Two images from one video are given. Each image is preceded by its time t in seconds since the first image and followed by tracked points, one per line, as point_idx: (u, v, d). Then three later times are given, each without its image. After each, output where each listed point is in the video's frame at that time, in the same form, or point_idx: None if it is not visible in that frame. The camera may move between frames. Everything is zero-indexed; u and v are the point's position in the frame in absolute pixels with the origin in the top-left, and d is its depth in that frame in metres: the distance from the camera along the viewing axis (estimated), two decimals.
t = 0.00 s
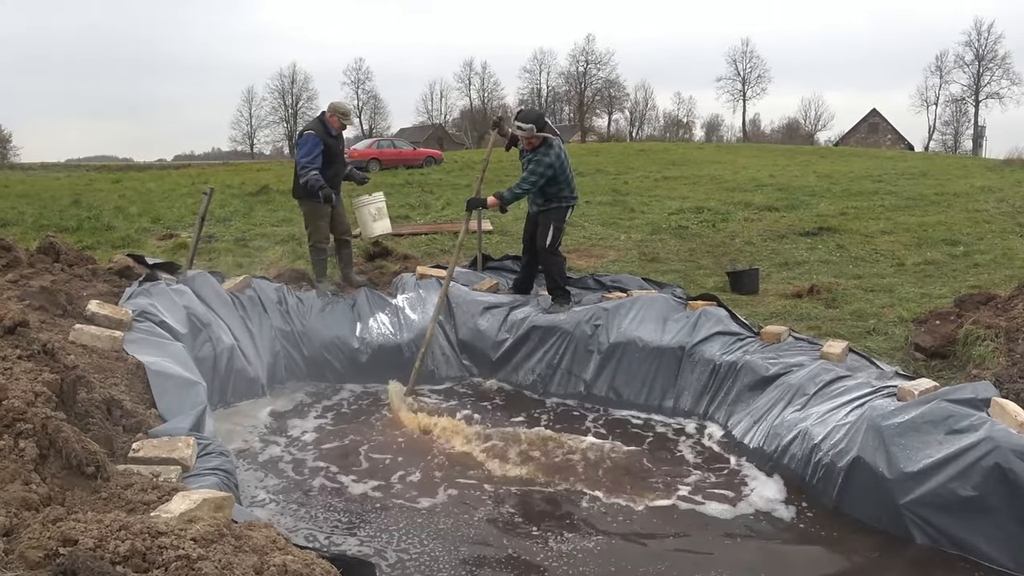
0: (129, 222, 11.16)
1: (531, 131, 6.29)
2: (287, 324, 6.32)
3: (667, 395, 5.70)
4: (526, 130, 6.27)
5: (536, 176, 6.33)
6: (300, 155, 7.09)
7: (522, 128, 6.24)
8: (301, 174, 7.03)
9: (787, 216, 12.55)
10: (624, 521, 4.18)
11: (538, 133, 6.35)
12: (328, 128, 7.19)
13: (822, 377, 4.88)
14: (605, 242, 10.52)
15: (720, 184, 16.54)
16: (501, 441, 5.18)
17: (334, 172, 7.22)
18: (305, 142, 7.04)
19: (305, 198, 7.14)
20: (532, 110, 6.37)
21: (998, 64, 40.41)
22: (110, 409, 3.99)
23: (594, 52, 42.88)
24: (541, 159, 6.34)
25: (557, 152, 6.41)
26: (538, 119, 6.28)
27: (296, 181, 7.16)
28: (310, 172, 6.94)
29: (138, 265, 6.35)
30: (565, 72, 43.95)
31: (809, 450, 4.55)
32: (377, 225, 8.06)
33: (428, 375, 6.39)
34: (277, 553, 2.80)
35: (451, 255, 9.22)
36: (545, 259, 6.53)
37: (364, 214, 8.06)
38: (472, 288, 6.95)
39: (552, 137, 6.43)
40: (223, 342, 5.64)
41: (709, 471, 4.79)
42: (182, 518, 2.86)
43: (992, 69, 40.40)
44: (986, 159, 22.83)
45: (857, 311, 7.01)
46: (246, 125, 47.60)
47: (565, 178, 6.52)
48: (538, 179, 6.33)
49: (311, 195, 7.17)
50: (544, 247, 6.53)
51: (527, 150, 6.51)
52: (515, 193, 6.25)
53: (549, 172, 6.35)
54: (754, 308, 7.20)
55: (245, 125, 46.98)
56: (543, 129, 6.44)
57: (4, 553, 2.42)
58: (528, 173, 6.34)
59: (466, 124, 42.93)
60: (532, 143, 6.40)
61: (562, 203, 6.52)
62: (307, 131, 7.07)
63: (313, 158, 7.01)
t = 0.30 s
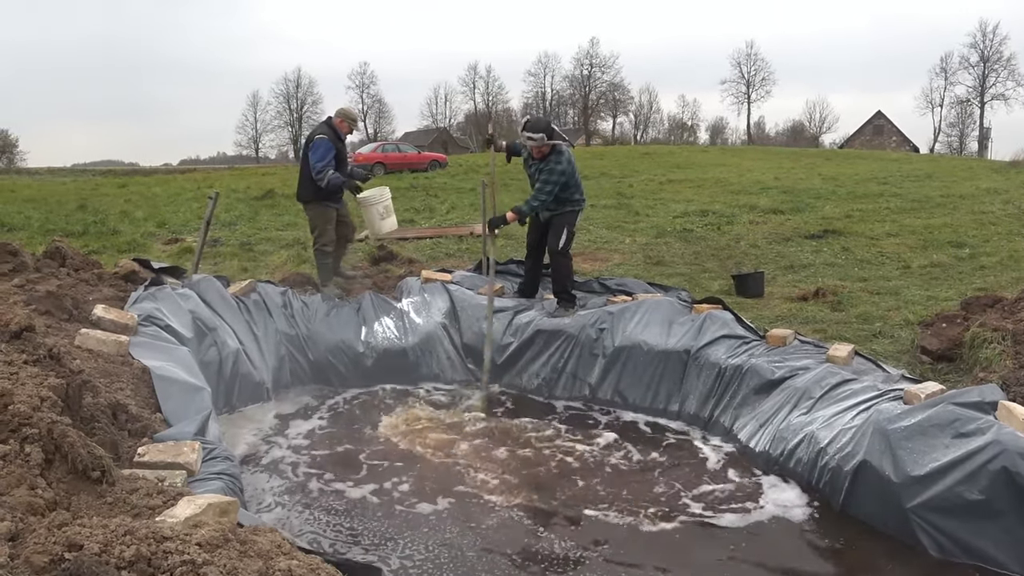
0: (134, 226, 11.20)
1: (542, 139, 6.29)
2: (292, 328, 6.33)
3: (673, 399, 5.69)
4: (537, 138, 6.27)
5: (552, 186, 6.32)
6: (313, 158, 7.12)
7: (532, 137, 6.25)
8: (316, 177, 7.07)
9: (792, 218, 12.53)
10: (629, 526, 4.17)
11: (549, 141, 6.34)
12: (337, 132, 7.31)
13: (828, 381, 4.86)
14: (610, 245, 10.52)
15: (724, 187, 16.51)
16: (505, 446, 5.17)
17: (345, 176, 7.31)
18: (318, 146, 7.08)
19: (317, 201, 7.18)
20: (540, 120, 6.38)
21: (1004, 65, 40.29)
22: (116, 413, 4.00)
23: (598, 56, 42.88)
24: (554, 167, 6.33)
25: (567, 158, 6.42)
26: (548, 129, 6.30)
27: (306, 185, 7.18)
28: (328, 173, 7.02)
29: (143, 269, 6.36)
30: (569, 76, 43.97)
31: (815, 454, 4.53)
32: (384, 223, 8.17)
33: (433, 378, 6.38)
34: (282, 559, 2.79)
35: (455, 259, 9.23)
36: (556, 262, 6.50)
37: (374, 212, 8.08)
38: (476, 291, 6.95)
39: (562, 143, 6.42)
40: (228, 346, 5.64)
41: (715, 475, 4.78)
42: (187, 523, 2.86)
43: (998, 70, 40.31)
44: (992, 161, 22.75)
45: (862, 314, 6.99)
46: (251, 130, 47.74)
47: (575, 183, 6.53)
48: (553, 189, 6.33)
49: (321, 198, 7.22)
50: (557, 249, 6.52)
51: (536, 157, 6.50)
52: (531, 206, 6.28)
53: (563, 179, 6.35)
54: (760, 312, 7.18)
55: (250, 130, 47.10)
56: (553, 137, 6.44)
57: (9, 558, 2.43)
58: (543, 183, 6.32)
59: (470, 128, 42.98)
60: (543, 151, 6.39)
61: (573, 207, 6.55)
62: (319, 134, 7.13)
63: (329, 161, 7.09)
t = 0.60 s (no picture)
0: (136, 233, 11.21)
1: (545, 139, 6.33)
2: (294, 335, 6.33)
3: (674, 403, 5.68)
4: (542, 138, 6.30)
5: (568, 185, 6.33)
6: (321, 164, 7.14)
7: (536, 137, 6.27)
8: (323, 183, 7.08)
9: (793, 222, 12.53)
10: (633, 530, 4.16)
11: (552, 140, 6.38)
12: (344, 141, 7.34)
13: (830, 384, 4.86)
14: (610, 250, 10.52)
15: (725, 191, 16.52)
16: (508, 451, 5.17)
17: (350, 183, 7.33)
18: (328, 153, 7.10)
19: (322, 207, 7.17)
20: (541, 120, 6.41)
21: (1003, 67, 40.32)
22: (117, 420, 4.01)
23: (598, 61, 42.97)
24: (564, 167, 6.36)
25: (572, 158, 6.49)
26: (551, 128, 6.32)
27: (311, 190, 7.17)
28: (336, 180, 7.04)
29: (144, 276, 6.36)
30: (569, 81, 44.06)
31: (818, 458, 4.52)
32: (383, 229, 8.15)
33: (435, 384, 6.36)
34: (284, 565, 2.79)
35: (457, 264, 9.23)
36: (562, 266, 6.49)
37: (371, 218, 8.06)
38: (478, 297, 6.95)
39: (564, 143, 6.48)
40: (229, 352, 5.63)
41: (717, 480, 4.77)
42: (188, 530, 2.86)
43: (998, 73, 40.33)
44: (992, 163, 22.75)
45: (864, 317, 6.98)
46: (252, 136, 47.83)
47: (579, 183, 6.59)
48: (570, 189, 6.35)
49: (324, 204, 7.21)
50: (565, 254, 6.53)
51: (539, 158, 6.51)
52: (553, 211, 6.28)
53: (573, 177, 6.41)
54: (761, 316, 7.17)
55: (251, 136, 47.19)
56: (555, 136, 6.48)
57: (11, 566, 2.42)
58: (559, 184, 6.33)
59: (471, 134, 43.05)
60: (548, 150, 6.42)
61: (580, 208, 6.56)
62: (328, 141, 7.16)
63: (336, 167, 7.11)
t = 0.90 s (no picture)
0: (135, 237, 11.21)
1: (553, 133, 6.30)
2: (293, 338, 6.33)
3: (674, 406, 5.68)
4: (552, 134, 6.26)
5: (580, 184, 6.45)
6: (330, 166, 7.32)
7: (545, 132, 6.21)
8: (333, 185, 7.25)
9: (792, 224, 12.53)
10: (633, 532, 4.15)
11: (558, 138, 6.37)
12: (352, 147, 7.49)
13: (830, 387, 4.85)
14: (610, 253, 10.52)
15: (724, 193, 16.54)
16: (508, 454, 5.17)
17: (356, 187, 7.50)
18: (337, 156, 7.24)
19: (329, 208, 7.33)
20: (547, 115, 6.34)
21: (1002, 70, 40.37)
22: (117, 424, 4.00)
23: (597, 64, 43.04)
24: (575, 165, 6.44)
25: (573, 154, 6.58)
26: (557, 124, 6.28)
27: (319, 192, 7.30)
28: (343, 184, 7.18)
29: (143, 280, 6.36)
30: (568, 84, 44.08)
31: (817, 460, 4.52)
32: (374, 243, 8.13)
33: (435, 387, 6.38)
34: (283, 569, 2.78)
35: (456, 268, 9.24)
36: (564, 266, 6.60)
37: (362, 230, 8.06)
38: (477, 300, 6.95)
39: (566, 143, 6.50)
40: (228, 356, 5.63)
41: (717, 483, 4.77)
42: (188, 534, 2.85)
43: (996, 75, 40.39)
44: (991, 165, 22.78)
45: (863, 319, 6.98)
46: (252, 139, 47.84)
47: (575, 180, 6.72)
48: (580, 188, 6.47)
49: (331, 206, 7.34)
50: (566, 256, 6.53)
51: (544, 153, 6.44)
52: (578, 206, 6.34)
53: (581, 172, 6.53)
54: (760, 318, 7.17)
55: (251, 140, 47.21)
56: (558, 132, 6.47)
57: (10, 570, 2.43)
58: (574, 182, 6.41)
59: (470, 137, 43.08)
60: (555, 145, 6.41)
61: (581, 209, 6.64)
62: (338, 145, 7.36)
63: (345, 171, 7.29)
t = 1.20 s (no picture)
0: (133, 237, 11.21)
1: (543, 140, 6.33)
2: (291, 340, 6.33)
3: (672, 408, 5.69)
4: (541, 139, 6.29)
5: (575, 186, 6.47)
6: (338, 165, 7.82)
7: (535, 138, 6.23)
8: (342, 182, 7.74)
9: (790, 227, 12.55)
10: (630, 535, 4.16)
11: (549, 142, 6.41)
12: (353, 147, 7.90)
13: (827, 389, 4.86)
14: (608, 254, 10.54)
15: (722, 196, 16.56)
16: (505, 457, 5.17)
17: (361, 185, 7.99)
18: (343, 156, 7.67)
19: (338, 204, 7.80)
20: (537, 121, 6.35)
21: (1000, 73, 40.44)
22: (114, 425, 4.00)
23: (596, 66, 43.05)
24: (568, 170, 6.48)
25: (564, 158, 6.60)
26: (548, 130, 6.30)
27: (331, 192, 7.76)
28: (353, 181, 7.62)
29: (141, 282, 6.36)
30: (567, 86, 44.09)
31: (815, 462, 4.52)
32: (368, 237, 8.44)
33: (432, 389, 6.37)
34: (280, 570, 2.78)
35: (454, 270, 9.25)
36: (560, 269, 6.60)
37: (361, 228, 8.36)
38: (476, 302, 6.95)
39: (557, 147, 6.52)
40: (226, 357, 5.62)
41: (714, 485, 4.77)
42: (185, 535, 2.85)
43: (994, 78, 40.48)
44: (989, 168, 22.82)
45: (861, 322, 7.00)
46: (250, 140, 47.79)
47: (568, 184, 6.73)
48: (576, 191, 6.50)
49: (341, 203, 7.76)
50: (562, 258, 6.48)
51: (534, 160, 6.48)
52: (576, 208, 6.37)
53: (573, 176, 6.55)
54: (758, 320, 7.19)
55: (249, 141, 47.18)
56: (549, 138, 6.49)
57: (6, 571, 2.43)
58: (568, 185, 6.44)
59: (469, 139, 43.09)
60: (545, 152, 6.43)
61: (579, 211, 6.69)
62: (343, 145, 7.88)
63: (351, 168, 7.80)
